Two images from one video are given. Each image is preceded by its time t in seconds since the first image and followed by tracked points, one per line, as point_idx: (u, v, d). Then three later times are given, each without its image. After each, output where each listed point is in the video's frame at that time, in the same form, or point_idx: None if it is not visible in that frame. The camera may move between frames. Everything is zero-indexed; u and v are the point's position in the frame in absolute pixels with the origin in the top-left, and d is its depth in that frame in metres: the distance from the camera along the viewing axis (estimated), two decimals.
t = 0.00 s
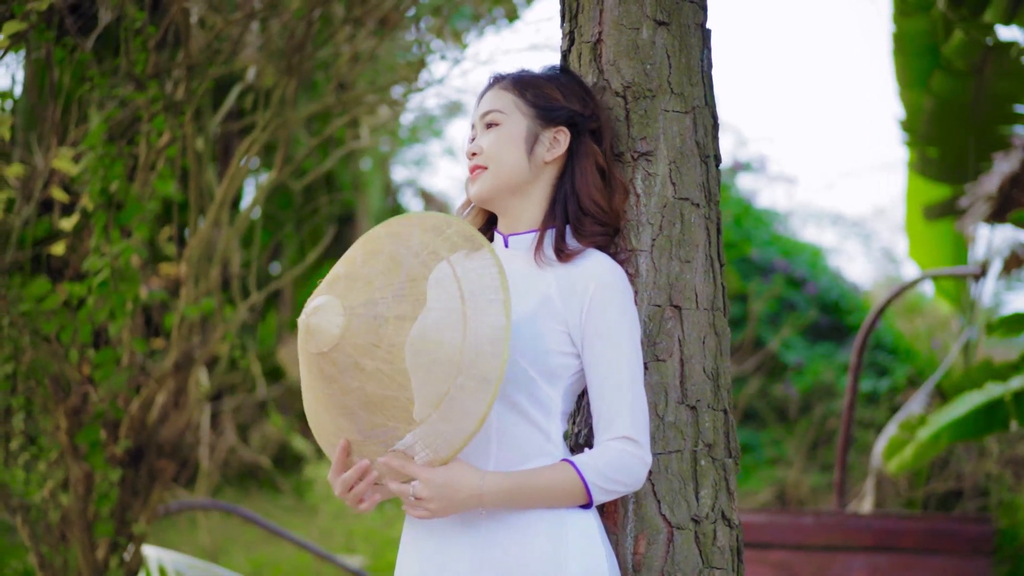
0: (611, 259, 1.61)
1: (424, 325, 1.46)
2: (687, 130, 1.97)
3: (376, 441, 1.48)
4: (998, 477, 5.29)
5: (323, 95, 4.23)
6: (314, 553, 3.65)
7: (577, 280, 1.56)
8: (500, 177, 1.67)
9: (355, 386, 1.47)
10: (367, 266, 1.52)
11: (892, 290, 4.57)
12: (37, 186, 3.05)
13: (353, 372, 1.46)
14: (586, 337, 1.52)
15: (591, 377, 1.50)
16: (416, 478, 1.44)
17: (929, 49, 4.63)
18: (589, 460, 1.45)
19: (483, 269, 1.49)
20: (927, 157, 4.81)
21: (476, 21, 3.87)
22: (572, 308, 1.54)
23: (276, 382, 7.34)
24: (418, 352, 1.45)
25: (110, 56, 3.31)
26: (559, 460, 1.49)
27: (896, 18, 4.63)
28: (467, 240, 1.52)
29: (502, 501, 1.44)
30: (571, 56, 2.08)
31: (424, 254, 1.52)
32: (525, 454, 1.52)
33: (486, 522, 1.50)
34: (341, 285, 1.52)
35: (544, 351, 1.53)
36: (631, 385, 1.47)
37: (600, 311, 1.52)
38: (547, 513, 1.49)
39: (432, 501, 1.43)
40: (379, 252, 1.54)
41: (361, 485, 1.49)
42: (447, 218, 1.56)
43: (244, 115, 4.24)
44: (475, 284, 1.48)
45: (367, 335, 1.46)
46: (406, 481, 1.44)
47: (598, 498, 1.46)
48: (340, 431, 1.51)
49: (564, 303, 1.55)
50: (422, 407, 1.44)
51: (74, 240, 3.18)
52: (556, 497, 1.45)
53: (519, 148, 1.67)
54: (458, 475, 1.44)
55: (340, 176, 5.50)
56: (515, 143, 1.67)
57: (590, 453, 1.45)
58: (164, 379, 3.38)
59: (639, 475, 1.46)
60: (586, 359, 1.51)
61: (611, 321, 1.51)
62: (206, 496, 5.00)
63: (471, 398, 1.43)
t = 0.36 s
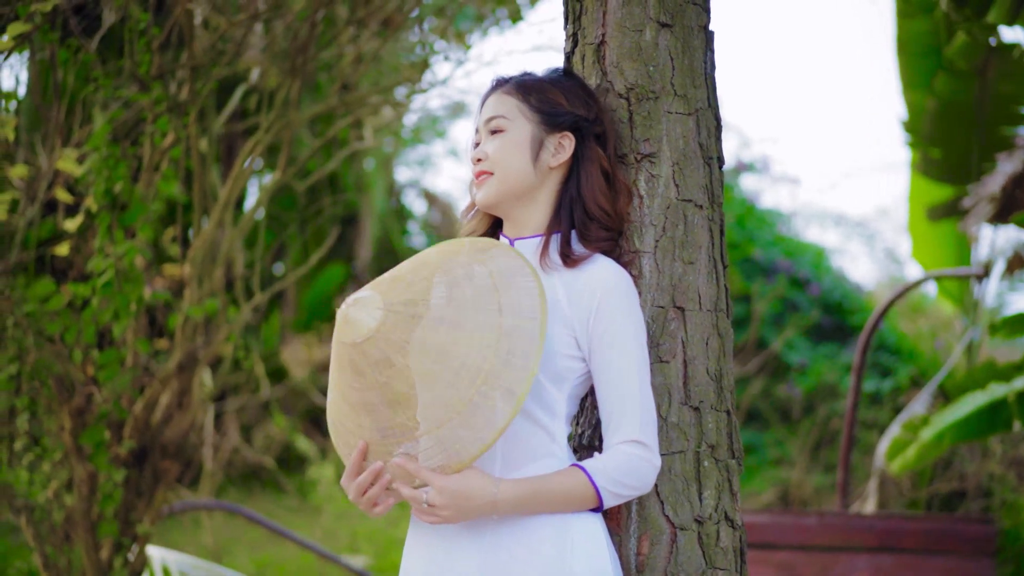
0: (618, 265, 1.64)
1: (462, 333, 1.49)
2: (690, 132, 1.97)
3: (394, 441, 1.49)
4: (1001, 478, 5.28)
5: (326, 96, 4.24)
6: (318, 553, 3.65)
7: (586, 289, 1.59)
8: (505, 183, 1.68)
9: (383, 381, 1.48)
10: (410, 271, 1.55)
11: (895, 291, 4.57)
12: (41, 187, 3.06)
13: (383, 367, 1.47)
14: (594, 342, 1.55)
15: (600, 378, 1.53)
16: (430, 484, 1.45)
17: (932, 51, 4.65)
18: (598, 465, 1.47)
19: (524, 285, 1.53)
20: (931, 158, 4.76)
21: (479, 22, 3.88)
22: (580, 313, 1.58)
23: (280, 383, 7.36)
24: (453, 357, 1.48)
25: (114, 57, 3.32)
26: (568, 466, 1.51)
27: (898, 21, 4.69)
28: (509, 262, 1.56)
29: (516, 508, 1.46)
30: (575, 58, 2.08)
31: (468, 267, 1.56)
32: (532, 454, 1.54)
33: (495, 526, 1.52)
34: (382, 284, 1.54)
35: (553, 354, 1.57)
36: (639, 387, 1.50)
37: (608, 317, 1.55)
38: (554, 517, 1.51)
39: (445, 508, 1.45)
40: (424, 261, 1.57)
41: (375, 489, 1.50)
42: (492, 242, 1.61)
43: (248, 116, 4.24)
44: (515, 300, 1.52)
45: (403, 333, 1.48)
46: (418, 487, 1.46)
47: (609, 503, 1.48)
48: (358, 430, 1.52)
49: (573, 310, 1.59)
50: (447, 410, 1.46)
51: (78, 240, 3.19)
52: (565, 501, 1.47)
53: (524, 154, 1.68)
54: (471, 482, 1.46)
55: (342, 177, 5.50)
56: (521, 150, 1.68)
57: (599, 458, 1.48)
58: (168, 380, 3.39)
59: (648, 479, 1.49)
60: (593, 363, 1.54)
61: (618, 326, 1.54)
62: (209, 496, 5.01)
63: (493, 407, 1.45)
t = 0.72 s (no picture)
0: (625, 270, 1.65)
1: (486, 339, 1.50)
2: (693, 134, 1.96)
3: (407, 442, 1.48)
4: (1006, 478, 5.26)
5: (329, 97, 4.24)
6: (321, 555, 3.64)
7: (593, 294, 1.59)
8: (514, 190, 1.68)
9: (404, 379, 1.48)
10: (441, 279, 1.57)
11: (899, 291, 4.55)
12: (43, 188, 3.05)
13: (407, 364, 1.48)
14: (601, 347, 1.55)
15: (607, 381, 1.53)
16: (440, 488, 1.45)
17: (937, 50, 4.64)
18: (606, 468, 1.48)
19: (550, 299, 1.54)
20: (934, 157, 4.76)
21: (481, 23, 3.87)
22: (587, 318, 1.58)
23: (283, 384, 7.36)
24: (477, 363, 1.49)
25: (117, 58, 3.31)
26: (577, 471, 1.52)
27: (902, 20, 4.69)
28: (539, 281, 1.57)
29: (525, 510, 1.47)
30: (578, 60, 2.07)
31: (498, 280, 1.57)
32: (537, 455, 1.55)
33: (498, 529, 1.51)
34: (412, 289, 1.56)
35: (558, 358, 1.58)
36: (644, 390, 1.50)
37: (615, 321, 1.55)
38: (559, 519, 1.51)
39: (454, 512, 1.46)
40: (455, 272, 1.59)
41: (384, 491, 1.49)
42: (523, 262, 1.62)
43: (250, 117, 4.24)
44: (542, 314, 1.53)
45: (430, 334, 1.49)
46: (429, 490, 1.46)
47: (616, 505, 1.49)
48: (371, 430, 1.51)
49: (580, 315, 1.59)
50: (464, 413, 1.46)
51: (81, 241, 3.18)
52: (573, 504, 1.48)
53: (531, 160, 1.68)
54: (482, 487, 1.46)
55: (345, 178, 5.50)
56: (527, 157, 1.68)
57: (607, 463, 1.49)
58: (171, 381, 3.38)
59: (655, 483, 1.50)
60: (599, 367, 1.55)
61: (625, 330, 1.54)
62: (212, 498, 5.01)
63: (511, 413, 1.46)
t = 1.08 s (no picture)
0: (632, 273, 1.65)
1: (489, 341, 1.51)
2: (696, 135, 1.97)
3: (411, 445, 1.49)
4: (1010, 478, 5.26)
5: (333, 97, 4.25)
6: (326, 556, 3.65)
7: (599, 296, 1.60)
8: (525, 196, 1.69)
9: (407, 381, 1.50)
10: (445, 282, 1.58)
11: (903, 291, 4.55)
12: (49, 188, 3.06)
13: (410, 366, 1.50)
14: (606, 349, 1.56)
15: (612, 383, 1.54)
16: (445, 489, 1.45)
17: (941, 49, 4.64)
18: (610, 469, 1.49)
19: (553, 301, 1.54)
20: (939, 158, 4.75)
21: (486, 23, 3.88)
22: (593, 320, 1.59)
23: (287, 384, 7.38)
24: (480, 365, 1.50)
25: (122, 59, 3.33)
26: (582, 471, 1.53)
27: (906, 19, 4.68)
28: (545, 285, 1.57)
29: (530, 509, 1.48)
30: (582, 62, 2.08)
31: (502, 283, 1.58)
32: (543, 456, 1.56)
33: (502, 528, 1.53)
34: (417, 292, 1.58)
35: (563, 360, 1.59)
36: (649, 391, 1.52)
37: (620, 323, 1.56)
38: (562, 519, 1.52)
39: (459, 513, 1.45)
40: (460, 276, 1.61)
41: (390, 494, 1.50)
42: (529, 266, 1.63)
43: (255, 117, 4.26)
44: (544, 315, 1.53)
45: (432, 335, 1.51)
46: (433, 492, 1.46)
47: (620, 507, 1.50)
48: (377, 433, 1.53)
49: (586, 317, 1.60)
50: (467, 415, 1.47)
51: (87, 242, 3.20)
52: (578, 505, 1.49)
53: (541, 165, 1.69)
54: (486, 487, 1.47)
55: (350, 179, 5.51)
56: (538, 162, 1.69)
57: (612, 464, 1.50)
58: (177, 381, 3.40)
59: (660, 485, 1.51)
60: (604, 369, 1.56)
61: (629, 331, 1.55)
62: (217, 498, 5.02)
63: (512, 415, 1.46)
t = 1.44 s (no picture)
0: (635, 275, 1.66)
1: (492, 342, 1.52)
2: (698, 136, 1.98)
3: (416, 447, 1.50)
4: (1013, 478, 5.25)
5: (337, 98, 4.26)
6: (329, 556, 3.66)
7: (603, 296, 1.61)
8: (531, 199, 1.69)
9: (412, 383, 1.51)
10: (448, 283, 1.59)
11: (906, 291, 4.54)
12: (53, 189, 3.07)
13: (414, 369, 1.51)
14: (610, 350, 1.57)
15: (615, 384, 1.55)
16: (452, 491, 1.45)
17: (944, 50, 4.63)
18: (615, 469, 1.50)
19: (556, 301, 1.55)
20: (942, 158, 4.76)
21: (489, 24, 3.89)
22: (598, 321, 1.59)
23: (291, 385, 7.39)
24: (483, 366, 1.51)
25: (126, 60, 3.34)
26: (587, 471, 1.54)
27: (909, 19, 4.68)
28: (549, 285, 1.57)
29: (535, 508, 1.48)
30: (584, 63, 2.09)
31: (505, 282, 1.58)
32: (547, 455, 1.57)
33: (507, 528, 1.54)
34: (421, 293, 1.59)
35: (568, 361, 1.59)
36: (652, 392, 1.52)
37: (623, 325, 1.57)
38: (564, 519, 1.53)
39: (466, 513, 1.45)
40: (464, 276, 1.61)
41: (397, 495, 1.49)
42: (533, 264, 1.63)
43: (259, 119, 4.27)
44: (547, 315, 1.54)
45: (436, 337, 1.52)
46: (439, 493, 1.46)
47: (624, 507, 1.51)
48: (383, 436, 1.53)
49: (590, 318, 1.60)
50: (471, 416, 1.48)
51: (90, 243, 3.22)
52: (583, 503, 1.50)
53: (547, 169, 1.69)
54: (492, 486, 1.47)
55: (353, 180, 5.53)
56: (543, 166, 1.69)
57: (616, 464, 1.50)
58: (180, 382, 3.40)
59: (664, 486, 1.51)
60: (608, 370, 1.57)
61: (633, 332, 1.56)
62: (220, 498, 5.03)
63: (515, 416, 1.47)
